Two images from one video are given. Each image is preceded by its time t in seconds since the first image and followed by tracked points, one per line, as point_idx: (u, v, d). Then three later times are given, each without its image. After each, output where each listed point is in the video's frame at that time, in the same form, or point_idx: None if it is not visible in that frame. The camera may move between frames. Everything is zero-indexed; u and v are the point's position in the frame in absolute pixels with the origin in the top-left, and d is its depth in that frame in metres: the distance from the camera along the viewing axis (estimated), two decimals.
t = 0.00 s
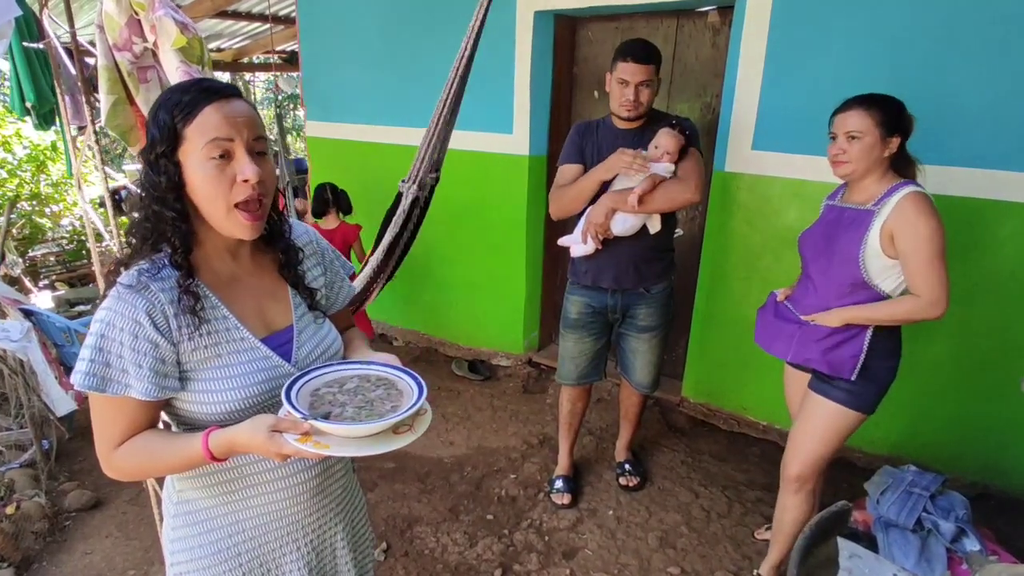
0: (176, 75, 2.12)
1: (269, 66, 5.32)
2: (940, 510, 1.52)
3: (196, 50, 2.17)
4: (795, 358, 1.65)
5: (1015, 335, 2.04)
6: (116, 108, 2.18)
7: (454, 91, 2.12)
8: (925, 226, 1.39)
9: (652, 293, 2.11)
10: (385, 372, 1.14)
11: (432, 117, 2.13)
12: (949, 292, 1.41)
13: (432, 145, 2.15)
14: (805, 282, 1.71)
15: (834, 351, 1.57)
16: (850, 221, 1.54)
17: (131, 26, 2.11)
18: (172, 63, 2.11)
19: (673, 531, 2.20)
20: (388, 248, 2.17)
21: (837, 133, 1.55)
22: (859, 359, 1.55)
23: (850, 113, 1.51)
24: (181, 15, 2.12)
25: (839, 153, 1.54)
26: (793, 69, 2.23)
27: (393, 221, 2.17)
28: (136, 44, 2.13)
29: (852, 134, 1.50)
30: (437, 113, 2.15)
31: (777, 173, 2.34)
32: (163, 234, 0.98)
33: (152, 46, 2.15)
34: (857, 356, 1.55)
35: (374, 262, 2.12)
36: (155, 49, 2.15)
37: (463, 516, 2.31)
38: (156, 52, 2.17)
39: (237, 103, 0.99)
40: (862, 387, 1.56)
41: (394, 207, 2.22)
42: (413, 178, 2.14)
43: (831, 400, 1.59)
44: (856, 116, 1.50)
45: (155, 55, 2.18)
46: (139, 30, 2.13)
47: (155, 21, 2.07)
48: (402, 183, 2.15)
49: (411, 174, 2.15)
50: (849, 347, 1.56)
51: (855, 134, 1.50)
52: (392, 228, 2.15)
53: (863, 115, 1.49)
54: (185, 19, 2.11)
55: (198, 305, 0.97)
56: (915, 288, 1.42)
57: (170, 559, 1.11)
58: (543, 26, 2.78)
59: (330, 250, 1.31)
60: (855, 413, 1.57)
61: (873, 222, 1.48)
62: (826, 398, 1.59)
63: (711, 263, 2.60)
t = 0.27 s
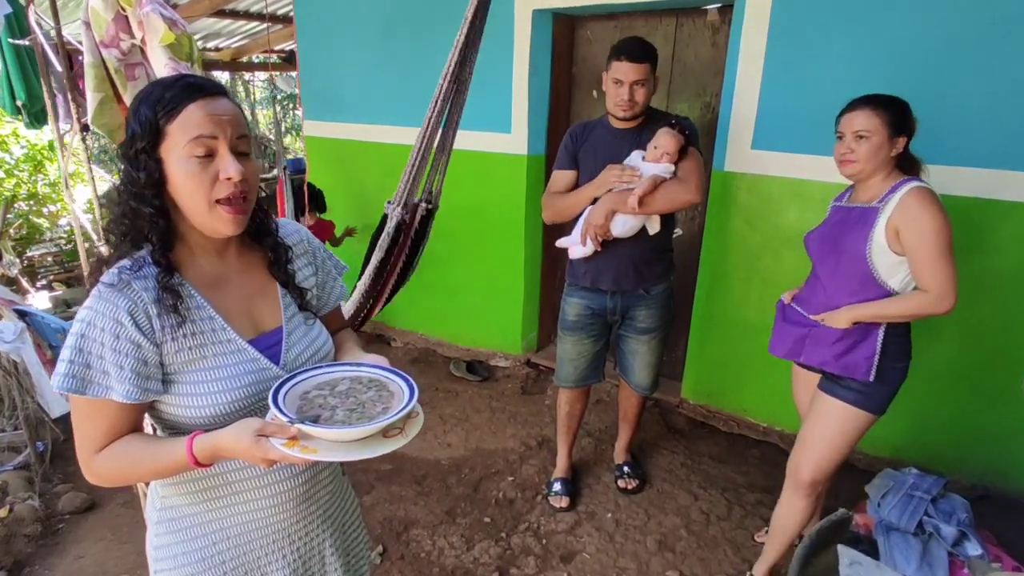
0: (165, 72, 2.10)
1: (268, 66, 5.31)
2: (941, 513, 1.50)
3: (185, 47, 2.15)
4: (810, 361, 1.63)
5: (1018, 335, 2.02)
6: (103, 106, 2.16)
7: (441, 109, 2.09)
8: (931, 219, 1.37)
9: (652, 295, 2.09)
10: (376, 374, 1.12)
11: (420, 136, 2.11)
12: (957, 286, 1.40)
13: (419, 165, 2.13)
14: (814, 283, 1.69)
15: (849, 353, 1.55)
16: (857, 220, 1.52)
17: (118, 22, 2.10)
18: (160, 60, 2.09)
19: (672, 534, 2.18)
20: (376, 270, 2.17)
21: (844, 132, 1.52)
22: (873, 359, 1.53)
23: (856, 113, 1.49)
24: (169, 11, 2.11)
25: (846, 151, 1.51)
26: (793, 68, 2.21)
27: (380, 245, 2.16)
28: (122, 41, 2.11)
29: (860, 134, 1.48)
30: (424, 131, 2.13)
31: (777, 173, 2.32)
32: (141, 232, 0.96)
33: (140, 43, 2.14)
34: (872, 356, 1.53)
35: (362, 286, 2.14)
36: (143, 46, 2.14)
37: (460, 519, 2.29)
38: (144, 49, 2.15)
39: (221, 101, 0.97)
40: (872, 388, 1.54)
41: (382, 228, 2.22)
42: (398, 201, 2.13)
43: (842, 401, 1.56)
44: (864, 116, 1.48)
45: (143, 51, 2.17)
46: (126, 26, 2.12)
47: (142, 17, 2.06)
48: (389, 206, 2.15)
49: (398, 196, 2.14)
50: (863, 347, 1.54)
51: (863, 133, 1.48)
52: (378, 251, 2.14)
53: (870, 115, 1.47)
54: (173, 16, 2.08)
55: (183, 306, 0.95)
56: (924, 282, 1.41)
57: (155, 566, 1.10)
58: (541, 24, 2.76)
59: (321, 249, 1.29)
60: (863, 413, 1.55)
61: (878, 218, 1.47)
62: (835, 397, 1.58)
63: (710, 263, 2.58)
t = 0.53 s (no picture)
0: (163, 77, 2.11)
1: (269, 67, 5.31)
2: (945, 517, 1.48)
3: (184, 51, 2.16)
4: (835, 365, 1.59)
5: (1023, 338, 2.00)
6: (101, 111, 2.19)
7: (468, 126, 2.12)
8: (938, 218, 1.36)
9: (654, 298, 2.09)
10: (374, 383, 1.12)
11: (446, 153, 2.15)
12: (964, 287, 1.39)
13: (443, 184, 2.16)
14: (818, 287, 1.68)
15: (864, 361, 1.54)
16: (865, 222, 1.52)
17: (117, 26, 2.11)
18: (159, 65, 2.10)
19: (674, 537, 2.17)
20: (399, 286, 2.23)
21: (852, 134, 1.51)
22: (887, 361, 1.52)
23: (863, 115, 1.48)
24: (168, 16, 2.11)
25: (854, 154, 1.51)
26: (796, 69, 2.20)
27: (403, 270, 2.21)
28: (120, 46, 2.13)
29: (867, 136, 1.47)
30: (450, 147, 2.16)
31: (780, 174, 2.31)
32: (141, 237, 0.95)
33: (138, 47, 2.15)
34: (886, 360, 1.52)
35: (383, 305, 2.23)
36: (142, 50, 2.15)
37: (461, 522, 2.29)
38: (141, 53, 2.17)
39: (220, 102, 0.97)
40: (878, 392, 1.53)
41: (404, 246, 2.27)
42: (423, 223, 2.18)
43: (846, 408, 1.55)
44: (872, 119, 1.47)
45: (141, 56, 2.19)
46: (124, 31, 2.13)
47: (140, 22, 2.06)
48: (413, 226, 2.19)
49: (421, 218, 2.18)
50: (876, 355, 1.53)
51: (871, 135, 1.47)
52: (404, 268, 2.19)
53: (877, 117, 1.46)
54: (172, 20, 2.08)
55: (180, 317, 0.95)
56: (931, 283, 1.39)
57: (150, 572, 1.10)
58: (543, 25, 2.75)
59: (320, 257, 1.28)
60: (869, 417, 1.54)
61: (885, 219, 1.46)
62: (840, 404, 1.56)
63: (713, 265, 2.57)
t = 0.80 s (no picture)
0: (181, 77, 2.17)
1: (284, 64, 5.33)
2: (966, 516, 1.47)
3: (201, 51, 2.22)
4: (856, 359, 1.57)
5: None
6: (120, 111, 2.28)
7: (490, 97, 1.98)
8: (961, 210, 1.34)
9: (669, 295, 2.08)
10: (389, 381, 1.12)
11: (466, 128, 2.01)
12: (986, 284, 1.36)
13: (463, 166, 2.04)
14: (836, 282, 1.67)
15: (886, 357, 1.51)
16: (886, 215, 1.50)
17: (135, 27, 2.17)
18: (177, 65, 2.16)
19: (689, 534, 2.17)
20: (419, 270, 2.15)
21: (876, 127, 1.49)
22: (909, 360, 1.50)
23: (889, 108, 1.46)
24: (186, 18, 2.18)
25: (877, 147, 1.49)
26: (813, 62, 2.17)
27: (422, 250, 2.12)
28: (139, 46, 2.20)
29: (892, 129, 1.45)
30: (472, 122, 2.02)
31: (797, 169, 2.29)
32: (162, 238, 0.96)
33: (156, 48, 2.22)
34: (908, 359, 1.50)
35: (403, 288, 2.17)
36: (160, 50, 2.21)
37: (476, 517, 2.30)
38: (159, 53, 2.24)
39: (238, 102, 0.97)
40: (895, 390, 1.51)
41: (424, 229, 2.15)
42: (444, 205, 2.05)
43: (865, 406, 1.53)
44: (898, 112, 1.44)
45: (160, 57, 2.25)
46: (142, 32, 2.19)
47: (158, 23, 2.12)
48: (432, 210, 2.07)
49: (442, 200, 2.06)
50: (899, 352, 1.50)
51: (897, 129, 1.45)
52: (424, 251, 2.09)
53: (902, 111, 1.44)
54: (189, 20, 2.14)
55: (200, 316, 0.96)
56: (967, 276, 1.36)
57: (169, 564, 1.11)
58: (556, 21, 2.74)
59: (337, 256, 1.29)
60: (886, 415, 1.53)
61: (908, 213, 1.44)
62: (857, 401, 1.55)
63: (728, 261, 2.55)
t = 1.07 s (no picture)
0: (204, 79, 2.28)
1: (298, 66, 5.38)
2: (986, 517, 1.46)
3: (223, 54, 2.32)
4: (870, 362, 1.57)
5: None
6: (146, 113, 2.40)
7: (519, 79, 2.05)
8: (982, 209, 1.33)
9: (684, 294, 2.08)
10: (408, 381, 1.14)
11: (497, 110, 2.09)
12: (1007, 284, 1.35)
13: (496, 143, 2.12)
14: (853, 281, 1.66)
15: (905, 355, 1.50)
16: (906, 214, 1.49)
17: (160, 32, 2.29)
18: (201, 67, 2.27)
19: (704, 533, 2.16)
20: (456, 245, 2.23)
21: (895, 126, 1.48)
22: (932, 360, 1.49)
23: (909, 108, 1.45)
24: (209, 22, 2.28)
25: (896, 146, 1.48)
26: (830, 60, 2.16)
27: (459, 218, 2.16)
28: (164, 50, 2.31)
29: (912, 129, 1.44)
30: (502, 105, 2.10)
31: (813, 168, 2.28)
32: (185, 237, 0.99)
33: (180, 51, 2.33)
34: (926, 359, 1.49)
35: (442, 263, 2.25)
36: (183, 54, 2.33)
37: (491, 515, 2.31)
38: (184, 57, 2.35)
39: (268, 108, 0.98)
40: (912, 389, 1.50)
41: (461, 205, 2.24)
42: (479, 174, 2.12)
43: (883, 406, 1.52)
44: (918, 112, 1.44)
45: (183, 60, 2.37)
46: (167, 36, 2.32)
47: (183, 27, 2.24)
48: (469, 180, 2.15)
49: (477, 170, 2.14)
50: (918, 350, 1.49)
51: (918, 129, 1.44)
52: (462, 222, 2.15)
53: (921, 111, 1.43)
54: (211, 24, 2.25)
55: (222, 314, 0.97)
56: (991, 274, 1.35)
57: (190, 556, 1.13)
58: (570, 20, 2.75)
59: (358, 255, 1.30)
60: (905, 414, 1.52)
61: (928, 212, 1.43)
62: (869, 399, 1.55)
63: (743, 260, 2.55)
